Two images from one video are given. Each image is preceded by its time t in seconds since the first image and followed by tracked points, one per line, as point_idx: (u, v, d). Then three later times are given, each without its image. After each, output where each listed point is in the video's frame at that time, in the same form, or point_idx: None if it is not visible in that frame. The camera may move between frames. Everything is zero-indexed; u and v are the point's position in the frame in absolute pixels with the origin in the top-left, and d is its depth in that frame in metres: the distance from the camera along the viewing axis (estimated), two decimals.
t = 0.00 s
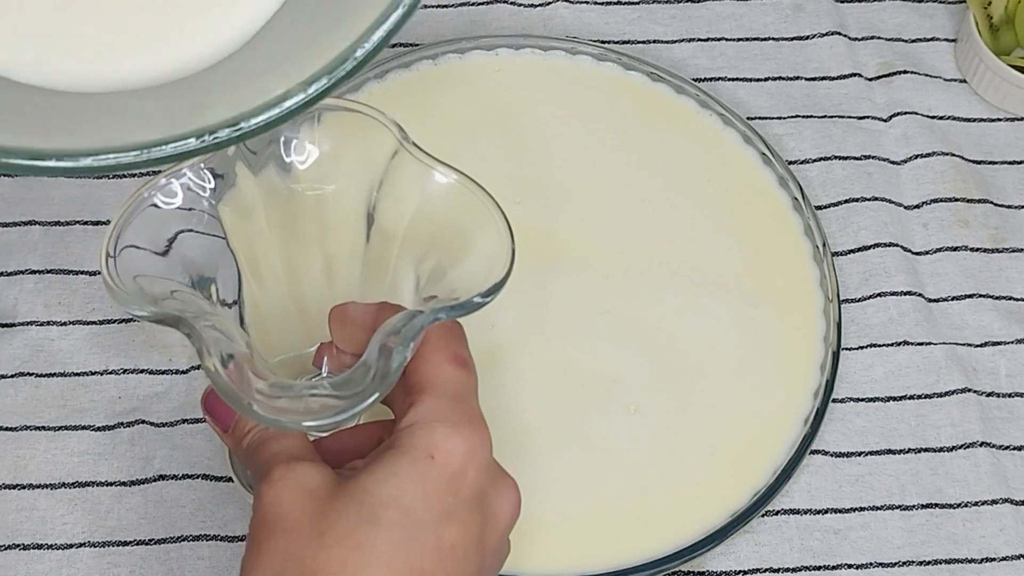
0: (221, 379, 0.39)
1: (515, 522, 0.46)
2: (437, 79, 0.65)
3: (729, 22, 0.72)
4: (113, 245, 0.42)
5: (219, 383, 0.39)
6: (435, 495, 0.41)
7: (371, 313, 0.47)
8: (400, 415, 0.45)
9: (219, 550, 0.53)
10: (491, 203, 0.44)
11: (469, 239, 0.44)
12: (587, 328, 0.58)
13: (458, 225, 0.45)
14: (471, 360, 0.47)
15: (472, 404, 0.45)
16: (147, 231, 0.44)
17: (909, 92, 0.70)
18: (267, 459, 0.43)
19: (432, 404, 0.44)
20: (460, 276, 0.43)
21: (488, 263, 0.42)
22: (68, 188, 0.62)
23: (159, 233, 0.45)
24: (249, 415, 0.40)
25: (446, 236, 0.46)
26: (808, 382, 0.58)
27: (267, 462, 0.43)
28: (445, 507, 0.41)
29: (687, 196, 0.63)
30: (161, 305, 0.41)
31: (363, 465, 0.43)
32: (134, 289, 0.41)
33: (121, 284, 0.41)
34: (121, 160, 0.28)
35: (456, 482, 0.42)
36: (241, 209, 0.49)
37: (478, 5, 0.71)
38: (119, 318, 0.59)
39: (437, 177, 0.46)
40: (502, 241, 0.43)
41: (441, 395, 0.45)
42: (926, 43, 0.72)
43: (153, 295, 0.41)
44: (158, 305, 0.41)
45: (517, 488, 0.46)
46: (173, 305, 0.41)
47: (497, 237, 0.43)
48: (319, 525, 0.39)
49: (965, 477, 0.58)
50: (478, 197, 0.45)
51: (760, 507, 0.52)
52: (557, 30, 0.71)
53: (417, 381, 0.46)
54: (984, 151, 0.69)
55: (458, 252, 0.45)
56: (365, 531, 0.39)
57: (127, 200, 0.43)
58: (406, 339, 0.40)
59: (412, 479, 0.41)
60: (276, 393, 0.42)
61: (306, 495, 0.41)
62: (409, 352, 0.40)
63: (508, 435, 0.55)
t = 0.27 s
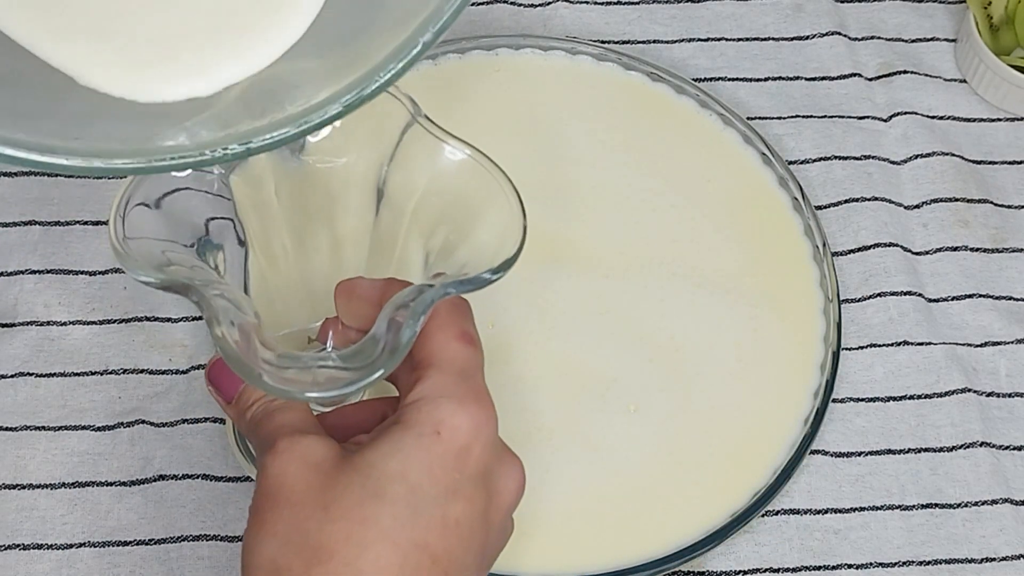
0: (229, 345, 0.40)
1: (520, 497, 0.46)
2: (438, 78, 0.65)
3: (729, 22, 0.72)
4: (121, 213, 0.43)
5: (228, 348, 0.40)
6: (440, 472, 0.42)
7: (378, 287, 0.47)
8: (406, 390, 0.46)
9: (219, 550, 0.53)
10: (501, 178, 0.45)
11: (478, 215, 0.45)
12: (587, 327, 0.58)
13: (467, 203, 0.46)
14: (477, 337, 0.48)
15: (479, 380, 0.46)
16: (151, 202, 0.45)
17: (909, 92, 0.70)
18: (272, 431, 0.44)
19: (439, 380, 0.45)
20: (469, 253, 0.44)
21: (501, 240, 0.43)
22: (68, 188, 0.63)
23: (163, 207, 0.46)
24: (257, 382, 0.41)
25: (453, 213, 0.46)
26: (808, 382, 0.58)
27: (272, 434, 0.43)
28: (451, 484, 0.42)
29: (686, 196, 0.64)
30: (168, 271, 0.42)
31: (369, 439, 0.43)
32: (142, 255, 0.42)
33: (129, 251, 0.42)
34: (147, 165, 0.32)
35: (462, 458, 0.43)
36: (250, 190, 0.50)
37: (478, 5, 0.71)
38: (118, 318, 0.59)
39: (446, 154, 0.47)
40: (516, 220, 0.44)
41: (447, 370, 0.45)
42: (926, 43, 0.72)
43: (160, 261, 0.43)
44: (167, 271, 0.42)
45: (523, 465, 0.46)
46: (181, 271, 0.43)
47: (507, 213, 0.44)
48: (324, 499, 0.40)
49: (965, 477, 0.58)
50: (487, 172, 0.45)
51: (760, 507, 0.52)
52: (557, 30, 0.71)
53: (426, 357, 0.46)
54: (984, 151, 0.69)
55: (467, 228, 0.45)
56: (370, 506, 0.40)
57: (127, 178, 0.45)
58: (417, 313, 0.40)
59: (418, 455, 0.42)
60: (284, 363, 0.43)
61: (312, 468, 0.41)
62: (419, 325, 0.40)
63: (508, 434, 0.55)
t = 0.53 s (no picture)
0: (222, 334, 0.40)
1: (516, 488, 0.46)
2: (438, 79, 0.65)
3: (729, 22, 0.72)
4: (111, 209, 0.43)
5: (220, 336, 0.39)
6: (435, 459, 0.42)
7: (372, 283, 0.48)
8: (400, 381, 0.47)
9: (219, 550, 0.53)
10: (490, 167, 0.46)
11: (467, 205, 0.46)
12: (587, 327, 0.58)
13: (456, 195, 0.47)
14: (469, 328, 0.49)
15: (472, 370, 0.46)
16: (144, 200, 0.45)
17: (909, 92, 0.70)
18: (266, 422, 0.43)
19: (433, 370, 0.45)
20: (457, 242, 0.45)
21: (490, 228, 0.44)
22: (68, 188, 0.62)
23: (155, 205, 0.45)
24: (252, 370, 0.40)
25: (442, 204, 0.47)
26: (808, 382, 0.58)
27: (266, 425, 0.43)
28: (446, 471, 0.42)
29: (685, 195, 0.64)
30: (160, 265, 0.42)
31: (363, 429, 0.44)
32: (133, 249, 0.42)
33: (120, 245, 0.42)
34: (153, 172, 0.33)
35: (456, 446, 0.43)
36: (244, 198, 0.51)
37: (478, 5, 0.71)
38: (119, 318, 0.59)
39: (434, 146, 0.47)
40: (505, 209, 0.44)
41: (441, 359, 0.46)
42: (926, 43, 0.72)
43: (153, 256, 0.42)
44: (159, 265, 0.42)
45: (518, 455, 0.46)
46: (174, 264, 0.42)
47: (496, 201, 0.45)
48: (319, 486, 0.40)
49: (965, 477, 0.58)
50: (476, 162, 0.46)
51: (760, 507, 0.52)
52: (557, 30, 0.71)
53: (420, 348, 0.47)
54: (984, 151, 0.69)
55: (456, 218, 0.46)
56: (366, 492, 0.40)
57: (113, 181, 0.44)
58: (407, 300, 0.41)
59: (413, 442, 0.42)
60: (277, 350, 0.42)
61: (307, 456, 0.41)
62: (410, 311, 0.41)
63: (508, 434, 0.55)
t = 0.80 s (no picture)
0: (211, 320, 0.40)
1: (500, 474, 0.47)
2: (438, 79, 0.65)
3: (729, 22, 0.72)
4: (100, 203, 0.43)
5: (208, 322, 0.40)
6: (421, 445, 0.42)
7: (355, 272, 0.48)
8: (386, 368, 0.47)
9: (219, 550, 0.53)
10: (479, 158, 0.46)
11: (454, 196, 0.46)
12: (587, 327, 0.58)
13: (443, 187, 0.47)
14: (454, 315, 0.49)
15: (458, 357, 0.46)
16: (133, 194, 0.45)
17: (909, 92, 0.70)
18: (253, 409, 0.43)
19: (419, 357, 0.45)
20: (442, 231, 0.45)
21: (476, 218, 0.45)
22: (68, 188, 0.63)
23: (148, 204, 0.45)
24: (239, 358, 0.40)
25: (427, 192, 0.47)
26: (808, 382, 0.58)
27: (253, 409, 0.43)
28: (432, 457, 0.42)
29: (683, 193, 0.64)
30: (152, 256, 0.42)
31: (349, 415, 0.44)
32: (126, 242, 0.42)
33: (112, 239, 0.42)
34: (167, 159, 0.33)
35: (443, 432, 0.43)
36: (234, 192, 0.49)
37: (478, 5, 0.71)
38: (119, 318, 0.59)
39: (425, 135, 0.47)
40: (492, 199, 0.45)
41: (427, 347, 0.46)
42: (926, 43, 0.72)
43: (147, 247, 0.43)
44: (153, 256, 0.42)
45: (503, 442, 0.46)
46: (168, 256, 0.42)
47: (482, 194, 0.45)
48: (307, 471, 0.40)
49: (965, 477, 0.58)
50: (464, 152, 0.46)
51: (760, 507, 0.51)
52: (557, 30, 0.71)
53: (406, 335, 0.47)
54: (984, 151, 0.69)
55: (441, 208, 0.46)
56: (354, 478, 0.40)
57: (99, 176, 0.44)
58: (393, 287, 0.41)
59: (400, 429, 0.42)
60: (264, 337, 0.42)
61: (293, 442, 0.41)
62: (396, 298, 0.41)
63: (508, 434, 0.55)
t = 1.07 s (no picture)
0: (209, 307, 0.40)
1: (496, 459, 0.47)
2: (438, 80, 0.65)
3: (729, 22, 0.72)
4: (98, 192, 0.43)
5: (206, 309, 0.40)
6: (418, 429, 0.42)
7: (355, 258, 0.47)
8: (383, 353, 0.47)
9: (219, 550, 0.53)
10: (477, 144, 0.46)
11: (453, 183, 0.46)
12: (587, 326, 0.58)
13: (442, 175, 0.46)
14: (452, 300, 0.48)
15: (455, 342, 0.46)
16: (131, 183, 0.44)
17: (909, 92, 0.70)
18: (251, 392, 0.44)
19: (416, 342, 0.45)
20: (443, 220, 0.45)
21: (476, 205, 0.44)
22: (68, 188, 0.63)
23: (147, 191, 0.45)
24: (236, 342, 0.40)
25: (426, 181, 0.47)
26: (808, 383, 0.58)
27: (252, 394, 0.44)
28: (429, 440, 0.42)
29: (683, 191, 0.64)
30: (150, 241, 0.42)
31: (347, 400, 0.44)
32: (124, 227, 0.42)
33: (110, 224, 0.42)
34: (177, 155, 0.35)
35: (440, 417, 0.43)
36: (236, 179, 0.48)
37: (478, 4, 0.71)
38: (119, 318, 0.59)
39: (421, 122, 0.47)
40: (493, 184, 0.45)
41: (424, 331, 0.46)
42: (926, 43, 0.72)
43: (144, 231, 0.42)
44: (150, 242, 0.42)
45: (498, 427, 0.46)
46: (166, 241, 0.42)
47: (482, 179, 0.45)
48: (303, 453, 0.40)
49: (965, 477, 0.58)
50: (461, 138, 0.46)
51: (760, 507, 0.51)
52: (557, 29, 0.71)
53: (403, 320, 0.47)
54: (984, 151, 0.69)
55: (440, 195, 0.46)
56: (350, 460, 0.40)
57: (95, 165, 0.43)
58: (395, 277, 0.41)
59: (397, 412, 0.42)
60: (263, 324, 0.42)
61: (290, 424, 0.41)
62: (396, 289, 0.41)
63: (508, 433, 0.55)
